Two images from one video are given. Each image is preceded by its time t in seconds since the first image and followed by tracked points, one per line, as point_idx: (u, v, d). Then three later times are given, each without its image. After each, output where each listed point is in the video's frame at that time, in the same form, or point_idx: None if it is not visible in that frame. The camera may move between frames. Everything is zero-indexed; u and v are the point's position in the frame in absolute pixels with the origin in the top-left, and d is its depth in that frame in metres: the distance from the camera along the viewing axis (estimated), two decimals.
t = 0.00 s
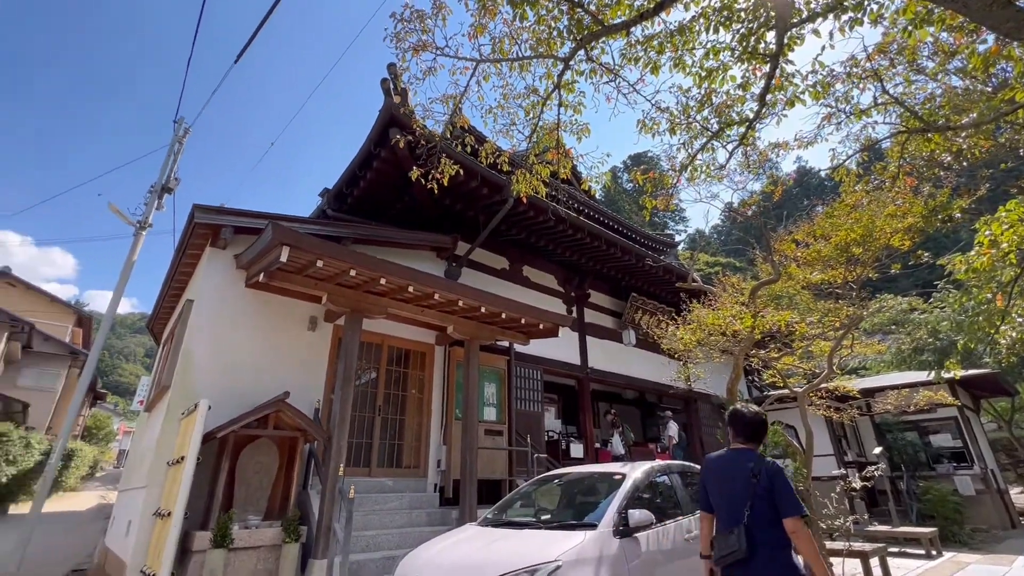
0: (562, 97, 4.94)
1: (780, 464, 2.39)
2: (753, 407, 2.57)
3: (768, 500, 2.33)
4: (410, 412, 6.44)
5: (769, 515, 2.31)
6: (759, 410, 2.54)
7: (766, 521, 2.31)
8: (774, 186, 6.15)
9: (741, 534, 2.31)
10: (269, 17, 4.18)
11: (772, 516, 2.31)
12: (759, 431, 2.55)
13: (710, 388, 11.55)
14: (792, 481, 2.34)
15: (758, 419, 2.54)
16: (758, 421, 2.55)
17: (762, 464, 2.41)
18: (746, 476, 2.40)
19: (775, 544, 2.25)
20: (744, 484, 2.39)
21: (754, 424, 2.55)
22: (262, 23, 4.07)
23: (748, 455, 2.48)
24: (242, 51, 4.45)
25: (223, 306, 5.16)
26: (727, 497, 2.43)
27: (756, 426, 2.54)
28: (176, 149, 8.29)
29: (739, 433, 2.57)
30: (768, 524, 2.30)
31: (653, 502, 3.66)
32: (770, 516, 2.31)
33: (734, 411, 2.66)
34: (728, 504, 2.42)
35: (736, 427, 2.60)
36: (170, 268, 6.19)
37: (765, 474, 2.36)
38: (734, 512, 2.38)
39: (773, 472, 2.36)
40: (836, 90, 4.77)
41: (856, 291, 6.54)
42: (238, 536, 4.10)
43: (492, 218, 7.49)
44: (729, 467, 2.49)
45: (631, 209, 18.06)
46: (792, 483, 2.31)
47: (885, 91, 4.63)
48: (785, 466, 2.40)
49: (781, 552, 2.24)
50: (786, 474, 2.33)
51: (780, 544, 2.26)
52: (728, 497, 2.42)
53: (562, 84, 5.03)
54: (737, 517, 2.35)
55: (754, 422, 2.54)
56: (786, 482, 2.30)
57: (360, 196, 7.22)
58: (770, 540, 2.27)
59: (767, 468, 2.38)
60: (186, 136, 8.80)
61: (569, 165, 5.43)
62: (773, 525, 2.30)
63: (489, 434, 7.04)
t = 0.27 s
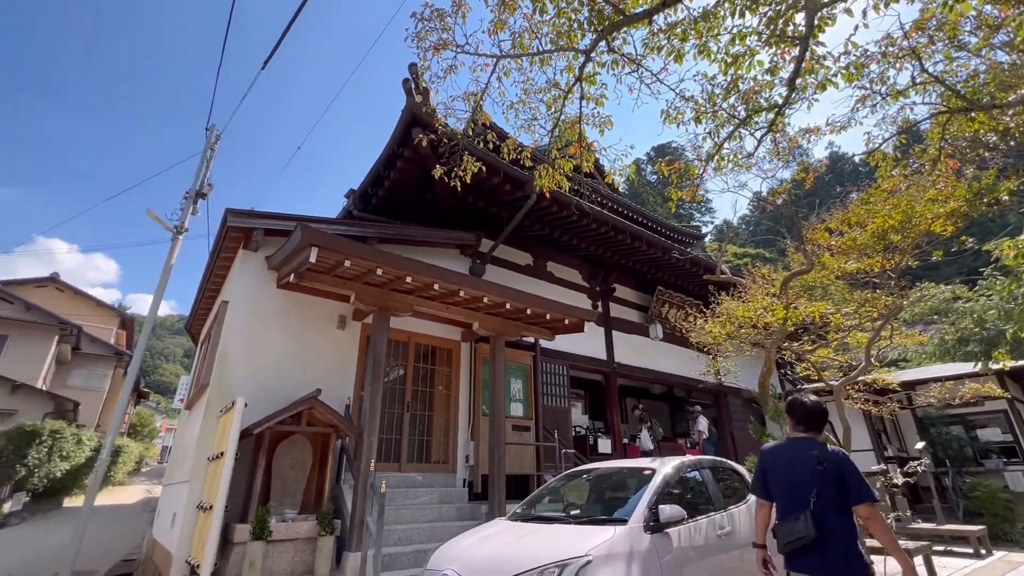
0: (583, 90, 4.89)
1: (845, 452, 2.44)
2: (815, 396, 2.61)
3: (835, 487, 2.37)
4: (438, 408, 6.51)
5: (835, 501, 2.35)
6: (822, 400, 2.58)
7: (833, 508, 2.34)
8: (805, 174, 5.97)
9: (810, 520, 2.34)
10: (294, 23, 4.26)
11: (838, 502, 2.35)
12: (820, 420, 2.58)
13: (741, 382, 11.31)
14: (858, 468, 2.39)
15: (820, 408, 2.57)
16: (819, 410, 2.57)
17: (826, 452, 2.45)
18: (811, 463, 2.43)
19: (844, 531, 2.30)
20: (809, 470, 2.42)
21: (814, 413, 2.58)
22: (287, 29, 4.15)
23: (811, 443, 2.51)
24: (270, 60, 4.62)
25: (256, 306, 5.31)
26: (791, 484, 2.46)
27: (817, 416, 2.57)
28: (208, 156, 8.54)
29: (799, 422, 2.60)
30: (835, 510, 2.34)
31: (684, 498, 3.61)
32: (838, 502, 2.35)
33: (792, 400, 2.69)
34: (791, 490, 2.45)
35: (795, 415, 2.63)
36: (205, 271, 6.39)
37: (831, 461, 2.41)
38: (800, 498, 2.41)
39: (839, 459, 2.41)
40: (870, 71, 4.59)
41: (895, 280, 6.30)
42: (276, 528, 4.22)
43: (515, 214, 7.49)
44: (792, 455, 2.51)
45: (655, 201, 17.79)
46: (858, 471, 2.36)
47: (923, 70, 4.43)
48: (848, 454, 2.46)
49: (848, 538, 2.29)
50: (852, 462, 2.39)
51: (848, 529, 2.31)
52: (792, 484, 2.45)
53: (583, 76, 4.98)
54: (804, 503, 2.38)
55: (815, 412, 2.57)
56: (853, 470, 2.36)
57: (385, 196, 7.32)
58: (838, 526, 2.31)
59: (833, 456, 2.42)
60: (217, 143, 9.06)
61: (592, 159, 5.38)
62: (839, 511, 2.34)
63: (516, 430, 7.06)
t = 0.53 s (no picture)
0: (609, 79, 4.82)
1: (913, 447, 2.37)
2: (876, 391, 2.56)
3: (905, 481, 2.30)
4: (470, 403, 6.56)
5: (906, 497, 2.29)
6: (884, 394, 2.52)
7: (904, 503, 2.27)
8: (843, 156, 5.74)
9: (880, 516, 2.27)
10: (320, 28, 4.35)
11: (908, 498, 2.29)
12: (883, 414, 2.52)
13: (778, 373, 11.01)
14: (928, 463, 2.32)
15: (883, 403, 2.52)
16: (880, 405, 2.52)
17: (893, 446, 2.38)
18: (878, 457, 2.36)
19: (916, 526, 2.23)
20: (876, 465, 2.36)
21: (876, 408, 2.53)
22: (314, 33, 4.22)
23: (876, 438, 2.44)
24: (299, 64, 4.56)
25: (292, 306, 5.47)
26: (858, 479, 2.39)
27: (879, 410, 2.52)
28: (243, 161, 8.80)
29: (861, 418, 2.54)
30: (906, 505, 2.27)
31: (721, 491, 3.54)
32: (907, 497, 2.29)
33: (853, 396, 2.64)
34: (857, 486, 2.39)
35: (856, 411, 2.58)
36: (243, 273, 6.61)
37: (899, 456, 2.34)
38: (867, 494, 2.34)
39: (906, 454, 2.34)
40: (913, 45, 4.37)
41: (943, 265, 6.01)
42: (318, 520, 4.35)
43: (542, 208, 7.46)
44: (856, 450, 2.45)
45: (684, 190, 17.43)
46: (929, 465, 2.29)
47: (971, 41, 4.19)
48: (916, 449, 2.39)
49: (922, 533, 2.22)
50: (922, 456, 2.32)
51: (920, 525, 2.24)
52: (858, 479, 2.39)
53: (608, 66, 4.91)
54: (873, 499, 2.31)
55: (877, 407, 2.52)
56: (923, 464, 2.29)
57: (412, 194, 7.40)
58: (910, 522, 2.25)
59: (901, 450, 2.35)
60: (251, 148, 9.33)
61: (619, 149, 5.30)
62: (910, 506, 2.27)
63: (547, 424, 7.06)
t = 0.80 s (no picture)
0: (637, 65, 4.72)
1: (983, 433, 2.29)
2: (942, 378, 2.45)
3: (978, 469, 2.21)
4: (504, 397, 6.60)
5: (980, 485, 2.20)
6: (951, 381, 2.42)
7: (978, 491, 2.20)
8: (890, 133, 5.45)
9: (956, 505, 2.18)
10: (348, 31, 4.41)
11: (982, 485, 2.21)
12: (949, 402, 2.42)
13: (823, 363, 10.61)
14: (996, 448, 2.26)
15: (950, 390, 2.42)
16: (947, 392, 2.42)
17: (964, 434, 2.29)
18: (950, 445, 2.26)
19: (992, 515, 2.16)
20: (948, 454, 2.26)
21: (942, 395, 2.43)
22: (343, 35, 4.29)
23: (946, 426, 2.33)
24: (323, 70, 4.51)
25: (330, 304, 5.61)
26: (928, 468, 2.29)
27: (946, 397, 2.41)
28: (279, 166, 9.07)
29: (927, 405, 2.43)
30: (980, 493, 2.20)
31: (765, 484, 3.45)
32: (981, 485, 2.21)
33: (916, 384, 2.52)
34: (927, 475, 2.29)
35: (920, 398, 2.47)
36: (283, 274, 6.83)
37: (971, 444, 2.25)
38: (940, 484, 2.24)
39: (977, 441, 2.26)
40: (966, 10, 4.10)
41: (1003, 244, 5.64)
42: (361, 511, 4.47)
43: (572, 199, 7.39)
44: (923, 438, 2.35)
45: (718, 176, 16.96)
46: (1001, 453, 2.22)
47: None
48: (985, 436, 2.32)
49: (1000, 522, 2.15)
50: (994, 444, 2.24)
51: (996, 513, 2.17)
52: (928, 468, 2.29)
53: (637, 51, 4.81)
54: (947, 488, 2.21)
55: (944, 394, 2.42)
56: (995, 452, 2.22)
57: (443, 192, 7.46)
58: (986, 510, 2.17)
59: (973, 438, 2.26)
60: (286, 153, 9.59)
61: (649, 137, 5.19)
62: (984, 494, 2.20)
63: (583, 417, 7.03)
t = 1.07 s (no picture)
0: (669, 48, 4.62)
1: None
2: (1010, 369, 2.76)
3: None
4: (542, 390, 6.62)
5: None
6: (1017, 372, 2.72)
7: None
8: (944, 104, 5.14)
9: None
10: (379, 32, 4.50)
11: None
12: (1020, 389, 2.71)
13: (875, 350, 10.14)
14: None
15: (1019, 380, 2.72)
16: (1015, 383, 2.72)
17: None
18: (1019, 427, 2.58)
19: None
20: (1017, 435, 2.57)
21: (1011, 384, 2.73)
22: (374, 37, 4.38)
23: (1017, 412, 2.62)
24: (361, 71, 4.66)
25: (369, 301, 5.76)
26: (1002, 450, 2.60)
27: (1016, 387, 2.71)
28: (317, 170, 9.32)
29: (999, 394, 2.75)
30: None
31: (816, 476, 3.35)
32: None
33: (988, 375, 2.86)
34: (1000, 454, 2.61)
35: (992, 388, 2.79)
36: (324, 274, 7.05)
37: None
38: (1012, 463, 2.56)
39: None
40: None
41: None
42: (405, 502, 4.60)
43: (604, 189, 7.31)
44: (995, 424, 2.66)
45: (757, 159, 16.36)
46: None
47: None
48: None
49: None
50: None
51: None
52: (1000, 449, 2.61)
53: (668, 34, 4.70)
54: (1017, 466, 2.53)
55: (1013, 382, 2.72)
56: None
57: (475, 188, 7.51)
58: None
59: None
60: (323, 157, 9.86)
61: (683, 121, 5.06)
62: None
63: (622, 409, 6.97)
